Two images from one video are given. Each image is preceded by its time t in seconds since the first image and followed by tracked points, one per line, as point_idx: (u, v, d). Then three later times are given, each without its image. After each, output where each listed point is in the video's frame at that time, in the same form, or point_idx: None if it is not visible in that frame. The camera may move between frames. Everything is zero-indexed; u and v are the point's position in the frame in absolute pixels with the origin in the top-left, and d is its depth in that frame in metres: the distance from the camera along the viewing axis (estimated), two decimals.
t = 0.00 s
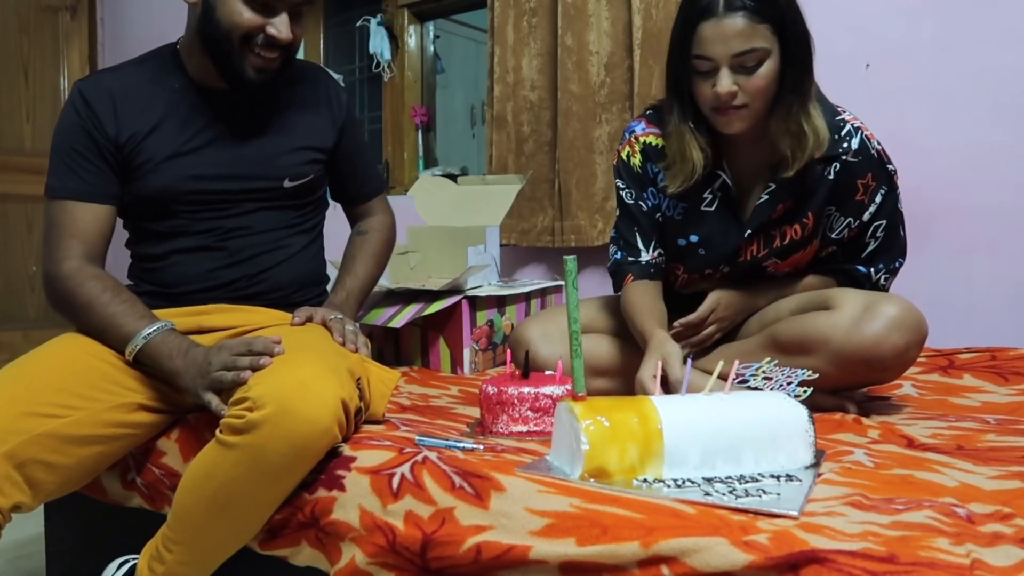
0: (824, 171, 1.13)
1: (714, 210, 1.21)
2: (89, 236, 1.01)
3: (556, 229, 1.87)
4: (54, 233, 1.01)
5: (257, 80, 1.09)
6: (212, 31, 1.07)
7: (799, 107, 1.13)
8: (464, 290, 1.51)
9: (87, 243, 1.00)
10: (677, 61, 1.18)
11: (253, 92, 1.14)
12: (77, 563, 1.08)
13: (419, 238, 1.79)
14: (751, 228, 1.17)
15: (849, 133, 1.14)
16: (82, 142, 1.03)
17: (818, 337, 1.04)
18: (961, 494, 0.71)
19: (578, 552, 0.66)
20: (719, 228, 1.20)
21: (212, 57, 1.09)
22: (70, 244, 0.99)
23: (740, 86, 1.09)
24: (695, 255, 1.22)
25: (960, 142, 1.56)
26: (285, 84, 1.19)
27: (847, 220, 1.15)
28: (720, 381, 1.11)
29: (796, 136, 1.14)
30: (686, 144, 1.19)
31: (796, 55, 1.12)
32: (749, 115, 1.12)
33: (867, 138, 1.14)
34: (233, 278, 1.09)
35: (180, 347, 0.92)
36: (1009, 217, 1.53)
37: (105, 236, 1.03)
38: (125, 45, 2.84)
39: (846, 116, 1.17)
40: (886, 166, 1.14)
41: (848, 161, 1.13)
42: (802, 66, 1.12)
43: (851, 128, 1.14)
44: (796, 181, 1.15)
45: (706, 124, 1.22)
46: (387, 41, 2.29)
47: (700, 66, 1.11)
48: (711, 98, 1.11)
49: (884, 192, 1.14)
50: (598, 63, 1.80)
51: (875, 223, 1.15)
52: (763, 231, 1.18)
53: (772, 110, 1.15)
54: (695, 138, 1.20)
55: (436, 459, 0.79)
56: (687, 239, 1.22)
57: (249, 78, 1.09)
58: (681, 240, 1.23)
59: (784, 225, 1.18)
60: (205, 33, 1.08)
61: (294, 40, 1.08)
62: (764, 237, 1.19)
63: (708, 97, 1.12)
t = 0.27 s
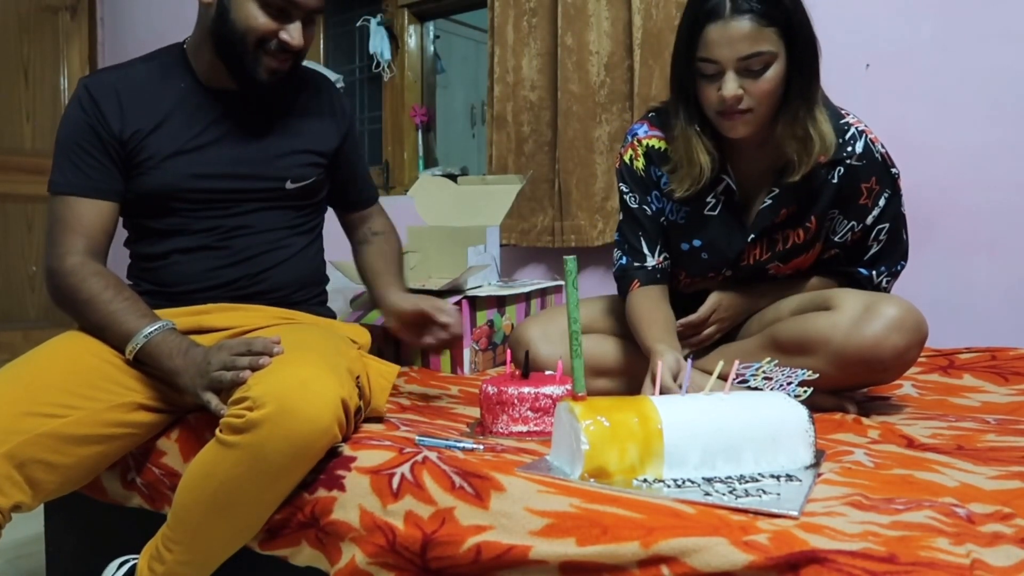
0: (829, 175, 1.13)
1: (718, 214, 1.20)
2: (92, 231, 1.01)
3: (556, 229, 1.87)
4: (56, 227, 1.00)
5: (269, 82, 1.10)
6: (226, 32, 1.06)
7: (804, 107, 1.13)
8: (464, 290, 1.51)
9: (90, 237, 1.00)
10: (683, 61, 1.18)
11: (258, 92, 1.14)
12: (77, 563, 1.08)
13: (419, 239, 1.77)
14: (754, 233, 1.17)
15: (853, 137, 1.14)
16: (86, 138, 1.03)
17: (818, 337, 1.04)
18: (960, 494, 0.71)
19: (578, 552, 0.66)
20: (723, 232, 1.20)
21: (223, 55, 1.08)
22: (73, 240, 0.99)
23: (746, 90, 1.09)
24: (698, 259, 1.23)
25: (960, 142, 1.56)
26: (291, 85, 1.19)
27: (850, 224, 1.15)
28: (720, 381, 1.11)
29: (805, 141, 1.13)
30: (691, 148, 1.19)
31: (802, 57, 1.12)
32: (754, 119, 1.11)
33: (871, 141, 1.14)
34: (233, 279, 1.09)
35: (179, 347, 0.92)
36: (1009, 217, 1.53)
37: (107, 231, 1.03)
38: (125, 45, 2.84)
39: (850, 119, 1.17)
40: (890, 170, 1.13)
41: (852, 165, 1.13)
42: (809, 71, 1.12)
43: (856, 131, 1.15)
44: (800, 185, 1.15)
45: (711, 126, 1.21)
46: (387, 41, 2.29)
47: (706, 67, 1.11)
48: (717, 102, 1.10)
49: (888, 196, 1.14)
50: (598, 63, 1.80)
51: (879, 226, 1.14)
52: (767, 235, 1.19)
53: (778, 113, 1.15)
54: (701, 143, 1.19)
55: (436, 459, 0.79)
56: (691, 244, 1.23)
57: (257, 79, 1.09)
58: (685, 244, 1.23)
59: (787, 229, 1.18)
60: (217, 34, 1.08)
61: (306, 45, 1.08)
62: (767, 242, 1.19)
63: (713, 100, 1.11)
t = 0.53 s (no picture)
0: (829, 175, 1.13)
1: (718, 214, 1.20)
2: (92, 231, 1.01)
3: (556, 229, 1.87)
4: (56, 227, 1.01)
5: (260, 82, 1.10)
6: (215, 35, 1.06)
7: (806, 104, 1.13)
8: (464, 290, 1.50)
9: (90, 238, 1.00)
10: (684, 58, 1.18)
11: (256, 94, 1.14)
12: (77, 563, 1.08)
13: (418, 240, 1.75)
14: (755, 233, 1.17)
15: (855, 137, 1.14)
16: (84, 138, 1.04)
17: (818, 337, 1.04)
18: (960, 494, 0.71)
19: (578, 552, 0.66)
20: (723, 232, 1.20)
21: (215, 58, 1.08)
22: (73, 240, 0.99)
23: (748, 86, 1.09)
24: (698, 259, 1.22)
25: (960, 142, 1.56)
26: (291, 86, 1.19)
27: (852, 224, 1.15)
28: (720, 381, 1.12)
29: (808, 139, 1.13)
30: (694, 142, 1.18)
31: (805, 56, 1.12)
32: (756, 114, 1.11)
33: (873, 141, 1.14)
34: (232, 279, 1.09)
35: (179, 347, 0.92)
36: (1009, 216, 1.53)
37: (108, 231, 1.03)
38: (125, 45, 2.84)
39: (851, 119, 1.17)
40: (891, 171, 1.14)
41: (853, 165, 1.13)
42: (812, 68, 1.12)
43: (857, 131, 1.15)
44: (801, 186, 1.15)
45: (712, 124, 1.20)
46: (387, 41, 2.29)
47: (709, 62, 1.11)
48: (719, 99, 1.10)
49: (888, 196, 1.14)
50: (598, 63, 1.80)
51: (880, 227, 1.15)
52: (767, 235, 1.19)
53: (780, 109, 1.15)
54: (703, 137, 1.18)
55: (436, 459, 0.79)
56: (691, 243, 1.22)
57: (252, 80, 1.09)
58: (685, 244, 1.22)
59: (787, 229, 1.18)
60: (209, 35, 1.07)
61: (297, 46, 1.08)
62: (767, 241, 1.19)
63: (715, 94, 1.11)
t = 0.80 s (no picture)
0: (811, 136, 1.19)
1: (705, 163, 1.24)
2: (92, 232, 1.01)
3: (556, 229, 1.87)
4: (56, 228, 1.01)
5: (264, 84, 1.10)
6: (218, 37, 1.06)
7: (789, 60, 1.20)
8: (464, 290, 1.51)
9: (90, 238, 1.00)
10: (682, 26, 1.31)
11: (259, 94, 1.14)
12: (77, 563, 1.08)
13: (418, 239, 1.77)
14: (738, 180, 1.20)
15: (837, 109, 1.21)
16: (84, 138, 1.04)
17: (819, 336, 1.03)
18: (961, 494, 0.71)
19: (578, 552, 0.66)
20: (708, 180, 1.23)
21: (219, 59, 1.08)
22: (73, 240, 1.00)
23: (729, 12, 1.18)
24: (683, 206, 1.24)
25: (960, 142, 1.56)
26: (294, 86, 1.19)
27: (836, 190, 1.18)
28: (720, 381, 1.12)
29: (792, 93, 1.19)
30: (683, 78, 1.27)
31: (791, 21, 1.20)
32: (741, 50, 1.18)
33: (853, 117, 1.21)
34: (231, 279, 1.09)
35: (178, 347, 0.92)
36: (1009, 216, 1.53)
37: (107, 231, 1.03)
38: (125, 44, 2.84)
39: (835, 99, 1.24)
40: (872, 143, 1.19)
41: (834, 130, 1.18)
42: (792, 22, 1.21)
43: (840, 106, 1.21)
44: (782, 136, 1.19)
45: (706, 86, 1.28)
46: (387, 41, 2.29)
47: (699, 9, 1.23)
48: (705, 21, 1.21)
49: (870, 166, 1.18)
50: (598, 63, 1.80)
51: (864, 197, 1.18)
52: (750, 186, 1.20)
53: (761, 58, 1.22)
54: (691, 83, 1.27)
55: (436, 459, 0.79)
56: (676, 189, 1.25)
57: (255, 80, 1.09)
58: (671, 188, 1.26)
59: (772, 184, 1.19)
60: (211, 37, 1.07)
61: (300, 47, 1.08)
62: (751, 193, 1.20)
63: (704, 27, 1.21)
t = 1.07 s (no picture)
0: (789, 125, 1.27)
1: (689, 156, 1.34)
2: (91, 233, 1.01)
3: (556, 229, 1.87)
4: (55, 229, 1.01)
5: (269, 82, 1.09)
6: (221, 37, 1.06)
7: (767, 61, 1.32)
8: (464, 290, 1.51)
9: (88, 239, 1.01)
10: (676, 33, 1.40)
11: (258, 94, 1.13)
12: (77, 563, 1.08)
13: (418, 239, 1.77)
14: (722, 164, 1.28)
15: (813, 102, 1.29)
16: (83, 138, 1.04)
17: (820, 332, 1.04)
18: (961, 494, 0.71)
19: (578, 552, 0.66)
20: (693, 169, 1.32)
21: (220, 59, 1.08)
22: (72, 241, 1.00)
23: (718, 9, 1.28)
24: (673, 196, 1.32)
25: (960, 142, 1.56)
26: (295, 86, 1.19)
27: (815, 174, 1.24)
28: (720, 381, 1.12)
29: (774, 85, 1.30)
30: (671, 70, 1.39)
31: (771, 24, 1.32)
32: (732, 39, 1.29)
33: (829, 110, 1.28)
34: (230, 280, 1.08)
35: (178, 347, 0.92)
36: (1009, 216, 1.53)
37: (106, 232, 1.03)
38: (125, 44, 2.84)
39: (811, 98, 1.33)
40: (845, 132, 1.26)
41: (809, 120, 1.26)
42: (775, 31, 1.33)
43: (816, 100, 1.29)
44: (761, 125, 1.28)
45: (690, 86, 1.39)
46: (387, 41, 2.29)
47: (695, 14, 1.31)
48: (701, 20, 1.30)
49: (846, 153, 1.24)
50: (598, 63, 1.80)
51: (843, 181, 1.23)
52: (733, 170, 1.29)
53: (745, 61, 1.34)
54: (678, 66, 1.39)
55: (436, 459, 0.79)
56: (666, 184, 1.33)
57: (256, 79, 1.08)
58: (661, 184, 1.33)
59: (754, 169, 1.27)
60: (212, 36, 1.07)
61: (302, 43, 1.08)
62: (734, 177, 1.28)
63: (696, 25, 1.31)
